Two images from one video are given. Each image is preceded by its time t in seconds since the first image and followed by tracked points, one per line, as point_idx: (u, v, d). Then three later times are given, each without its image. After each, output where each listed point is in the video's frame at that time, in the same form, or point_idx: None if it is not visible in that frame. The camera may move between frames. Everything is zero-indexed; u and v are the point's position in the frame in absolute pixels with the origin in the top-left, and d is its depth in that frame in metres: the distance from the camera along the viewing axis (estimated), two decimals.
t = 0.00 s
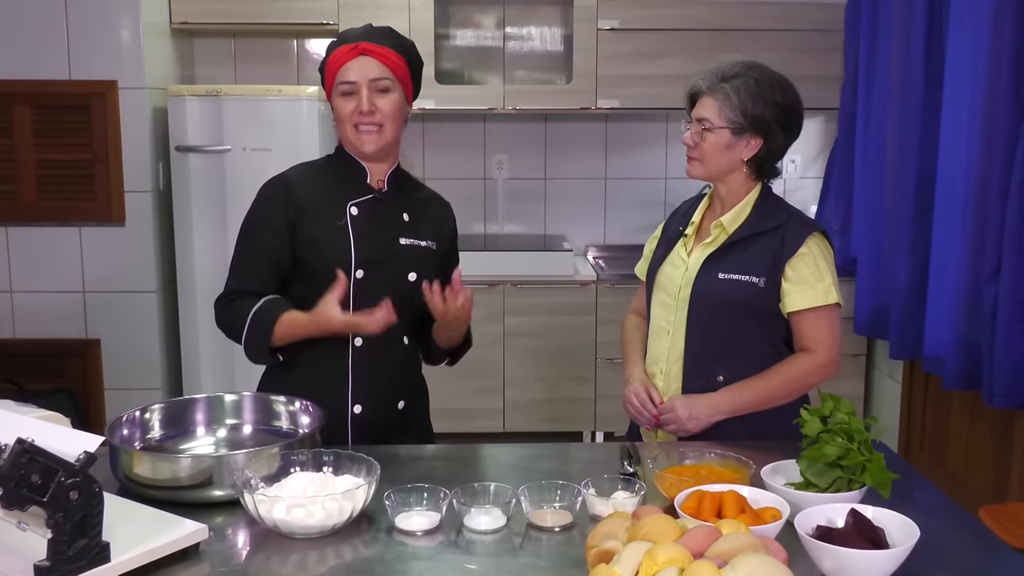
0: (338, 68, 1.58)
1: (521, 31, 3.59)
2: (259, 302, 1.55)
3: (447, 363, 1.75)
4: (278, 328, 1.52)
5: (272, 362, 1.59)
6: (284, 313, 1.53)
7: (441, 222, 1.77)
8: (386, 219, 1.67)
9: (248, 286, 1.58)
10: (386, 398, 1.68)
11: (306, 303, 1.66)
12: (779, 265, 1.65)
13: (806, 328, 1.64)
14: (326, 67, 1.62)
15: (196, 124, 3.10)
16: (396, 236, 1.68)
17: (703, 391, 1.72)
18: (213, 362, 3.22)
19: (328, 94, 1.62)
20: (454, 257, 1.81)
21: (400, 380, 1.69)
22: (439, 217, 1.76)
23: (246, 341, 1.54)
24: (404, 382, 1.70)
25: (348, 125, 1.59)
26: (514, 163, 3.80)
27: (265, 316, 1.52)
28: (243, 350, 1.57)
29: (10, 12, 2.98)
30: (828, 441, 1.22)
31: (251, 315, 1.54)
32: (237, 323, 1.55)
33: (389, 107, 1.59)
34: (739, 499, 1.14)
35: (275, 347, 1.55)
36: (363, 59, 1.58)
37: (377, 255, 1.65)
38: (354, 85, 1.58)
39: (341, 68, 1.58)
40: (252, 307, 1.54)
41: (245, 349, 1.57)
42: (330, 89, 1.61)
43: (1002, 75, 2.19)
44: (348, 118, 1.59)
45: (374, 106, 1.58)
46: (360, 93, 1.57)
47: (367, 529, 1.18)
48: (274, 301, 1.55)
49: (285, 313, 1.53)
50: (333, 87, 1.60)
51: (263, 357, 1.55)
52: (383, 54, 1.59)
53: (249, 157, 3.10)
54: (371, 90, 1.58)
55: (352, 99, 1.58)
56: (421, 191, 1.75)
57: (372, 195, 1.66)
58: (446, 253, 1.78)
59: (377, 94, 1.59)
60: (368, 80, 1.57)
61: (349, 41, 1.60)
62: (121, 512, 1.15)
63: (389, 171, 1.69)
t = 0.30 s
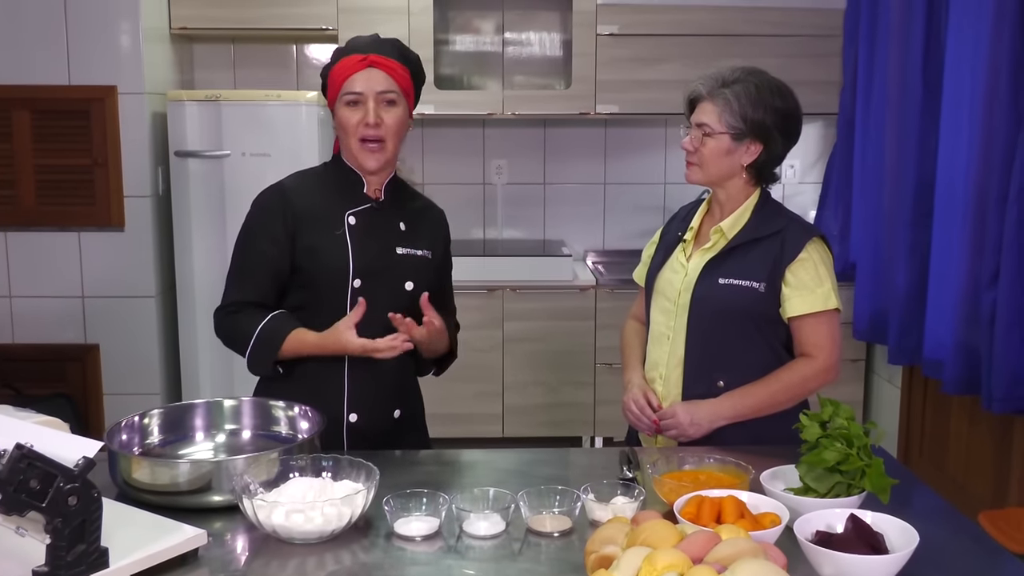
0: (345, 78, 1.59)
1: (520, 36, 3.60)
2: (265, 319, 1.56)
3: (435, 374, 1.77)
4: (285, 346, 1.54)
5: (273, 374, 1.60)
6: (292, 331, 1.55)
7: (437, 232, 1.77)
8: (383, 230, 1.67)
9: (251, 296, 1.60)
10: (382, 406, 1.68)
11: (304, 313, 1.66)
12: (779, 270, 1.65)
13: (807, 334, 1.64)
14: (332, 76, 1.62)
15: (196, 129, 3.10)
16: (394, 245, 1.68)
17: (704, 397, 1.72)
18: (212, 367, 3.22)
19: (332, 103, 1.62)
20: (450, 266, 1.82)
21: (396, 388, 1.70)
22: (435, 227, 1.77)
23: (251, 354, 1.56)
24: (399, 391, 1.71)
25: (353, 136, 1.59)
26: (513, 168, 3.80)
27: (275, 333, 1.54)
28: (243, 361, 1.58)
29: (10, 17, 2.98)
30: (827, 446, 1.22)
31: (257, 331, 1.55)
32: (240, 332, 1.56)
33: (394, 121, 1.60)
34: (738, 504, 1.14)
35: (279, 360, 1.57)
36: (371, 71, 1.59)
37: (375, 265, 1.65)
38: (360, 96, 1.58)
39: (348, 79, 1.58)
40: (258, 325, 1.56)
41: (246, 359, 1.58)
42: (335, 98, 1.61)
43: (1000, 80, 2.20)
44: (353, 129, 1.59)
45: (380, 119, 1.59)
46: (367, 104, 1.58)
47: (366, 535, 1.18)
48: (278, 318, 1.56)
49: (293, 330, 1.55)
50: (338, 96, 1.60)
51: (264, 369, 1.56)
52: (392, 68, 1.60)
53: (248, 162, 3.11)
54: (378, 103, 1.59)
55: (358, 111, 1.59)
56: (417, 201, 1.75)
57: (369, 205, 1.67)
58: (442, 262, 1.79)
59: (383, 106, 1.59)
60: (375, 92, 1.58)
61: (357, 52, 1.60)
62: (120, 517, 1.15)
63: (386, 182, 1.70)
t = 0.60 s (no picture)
0: (343, 74, 1.59)
1: (519, 40, 3.61)
2: (262, 317, 1.57)
3: (439, 366, 1.79)
4: (282, 342, 1.54)
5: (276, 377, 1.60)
6: (287, 327, 1.55)
7: (432, 230, 1.78)
8: (379, 230, 1.68)
9: (249, 300, 1.59)
10: (384, 406, 1.68)
11: (303, 315, 1.66)
12: (780, 273, 1.65)
13: (808, 337, 1.64)
14: (326, 72, 1.61)
15: (195, 133, 3.10)
16: (390, 245, 1.68)
17: (705, 400, 1.72)
18: (211, 370, 3.22)
19: (328, 101, 1.61)
20: (445, 264, 1.82)
21: (396, 389, 1.70)
22: (430, 226, 1.77)
23: (251, 357, 1.56)
24: (400, 390, 1.71)
25: (354, 131, 1.59)
26: (512, 171, 3.81)
27: (272, 329, 1.55)
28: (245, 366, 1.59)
29: (9, 21, 2.99)
30: (826, 449, 1.22)
31: (253, 331, 1.56)
32: (240, 337, 1.57)
33: (395, 114, 1.62)
34: (737, 508, 1.14)
35: (280, 361, 1.57)
36: (370, 66, 1.60)
37: (372, 266, 1.66)
38: (361, 91, 1.59)
39: (347, 74, 1.59)
40: (255, 325, 1.56)
41: (247, 363, 1.58)
42: (332, 95, 1.60)
43: (998, 83, 2.20)
44: (355, 123, 1.58)
45: (382, 112, 1.60)
46: (369, 98, 1.59)
47: (365, 538, 1.18)
48: (273, 316, 1.57)
49: (289, 326, 1.55)
50: (336, 92, 1.60)
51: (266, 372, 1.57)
52: (388, 63, 1.62)
53: (248, 165, 3.11)
54: (379, 96, 1.60)
55: (359, 106, 1.59)
56: (410, 200, 1.76)
57: (364, 206, 1.67)
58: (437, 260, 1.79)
59: (384, 101, 1.61)
60: (376, 85, 1.59)
61: (354, 49, 1.61)
62: (118, 521, 1.15)
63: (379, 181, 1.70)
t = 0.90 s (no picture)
0: (339, 79, 1.58)
1: (519, 41, 3.62)
2: (257, 317, 1.57)
3: (443, 357, 1.79)
4: (279, 338, 1.53)
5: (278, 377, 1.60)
6: (284, 323, 1.55)
7: (427, 227, 1.79)
8: (375, 229, 1.68)
9: (246, 302, 1.59)
10: (387, 402, 1.68)
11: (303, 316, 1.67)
12: (780, 274, 1.65)
13: (808, 338, 1.64)
14: (321, 75, 1.60)
15: (194, 134, 3.10)
16: (386, 243, 1.69)
17: (705, 401, 1.72)
18: (210, 371, 3.22)
19: (322, 105, 1.60)
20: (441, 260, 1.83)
21: (398, 386, 1.70)
22: (425, 223, 1.78)
23: (252, 358, 1.56)
24: (403, 387, 1.71)
25: (350, 137, 1.59)
26: (511, 173, 3.81)
27: (269, 327, 1.55)
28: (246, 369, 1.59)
29: (9, 22, 2.99)
30: (825, 450, 1.22)
31: (251, 333, 1.55)
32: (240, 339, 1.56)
33: (390, 119, 1.62)
34: (737, 509, 1.14)
35: (280, 360, 1.57)
36: (365, 72, 1.59)
37: (370, 265, 1.67)
38: (356, 97, 1.58)
39: (342, 80, 1.58)
40: (252, 325, 1.56)
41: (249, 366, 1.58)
42: (327, 99, 1.59)
43: (997, 84, 2.20)
44: (351, 129, 1.59)
45: (378, 118, 1.60)
46: (365, 104, 1.59)
47: (364, 539, 1.18)
48: (270, 315, 1.57)
49: (285, 322, 1.55)
50: (331, 97, 1.59)
51: (268, 372, 1.57)
52: (382, 68, 1.62)
53: (247, 166, 3.11)
54: (374, 102, 1.60)
55: (355, 112, 1.59)
56: (404, 198, 1.76)
57: (359, 205, 1.67)
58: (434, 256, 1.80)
59: (378, 106, 1.61)
60: (372, 91, 1.59)
61: (349, 54, 1.60)
62: (117, 522, 1.15)
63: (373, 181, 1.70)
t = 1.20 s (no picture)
0: (347, 83, 1.57)
1: (518, 43, 3.62)
2: (257, 315, 1.57)
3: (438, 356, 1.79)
4: (279, 335, 1.53)
5: (277, 373, 1.60)
6: (282, 319, 1.55)
7: (427, 228, 1.79)
8: (375, 229, 1.69)
9: (248, 301, 1.59)
10: (388, 401, 1.69)
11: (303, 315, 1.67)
12: (779, 275, 1.65)
13: (808, 339, 1.64)
14: (328, 78, 1.59)
15: (193, 135, 3.10)
16: (386, 244, 1.70)
17: (705, 402, 1.72)
18: (209, 372, 3.22)
19: (328, 107, 1.60)
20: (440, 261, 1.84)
21: (398, 385, 1.70)
22: (424, 223, 1.79)
23: (251, 355, 1.56)
24: (403, 385, 1.72)
25: (354, 141, 1.59)
26: (510, 174, 3.81)
27: (268, 325, 1.54)
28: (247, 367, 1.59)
29: (8, 24, 2.99)
30: (824, 452, 1.22)
31: (250, 331, 1.55)
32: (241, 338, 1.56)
33: (395, 125, 1.63)
34: (736, 511, 1.15)
35: (279, 357, 1.57)
36: (374, 78, 1.59)
37: (370, 266, 1.67)
38: (363, 102, 1.59)
39: (350, 84, 1.58)
40: (251, 323, 1.56)
41: (250, 365, 1.58)
42: (333, 102, 1.59)
43: (997, 85, 2.20)
44: (356, 133, 1.59)
45: (383, 124, 1.60)
46: (371, 110, 1.59)
47: (364, 541, 1.18)
48: (270, 313, 1.57)
49: (283, 318, 1.55)
50: (338, 100, 1.59)
51: (266, 369, 1.57)
52: (391, 74, 1.62)
53: (247, 167, 3.11)
54: (381, 108, 1.60)
55: (361, 117, 1.59)
56: (404, 199, 1.77)
57: (360, 206, 1.68)
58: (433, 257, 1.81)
59: (385, 112, 1.61)
60: (379, 97, 1.59)
61: (358, 58, 1.60)
62: (117, 523, 1.15)
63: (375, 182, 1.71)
